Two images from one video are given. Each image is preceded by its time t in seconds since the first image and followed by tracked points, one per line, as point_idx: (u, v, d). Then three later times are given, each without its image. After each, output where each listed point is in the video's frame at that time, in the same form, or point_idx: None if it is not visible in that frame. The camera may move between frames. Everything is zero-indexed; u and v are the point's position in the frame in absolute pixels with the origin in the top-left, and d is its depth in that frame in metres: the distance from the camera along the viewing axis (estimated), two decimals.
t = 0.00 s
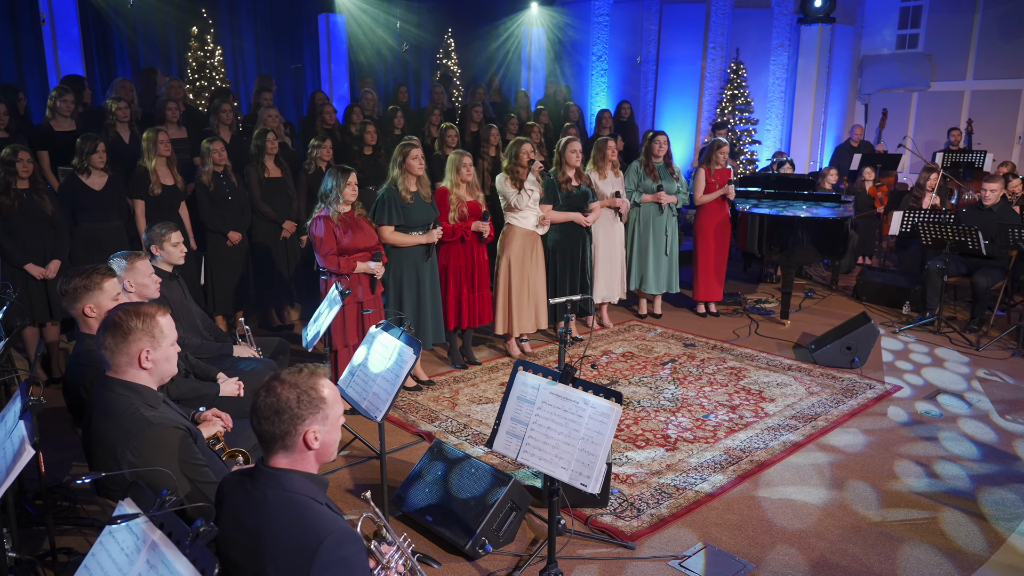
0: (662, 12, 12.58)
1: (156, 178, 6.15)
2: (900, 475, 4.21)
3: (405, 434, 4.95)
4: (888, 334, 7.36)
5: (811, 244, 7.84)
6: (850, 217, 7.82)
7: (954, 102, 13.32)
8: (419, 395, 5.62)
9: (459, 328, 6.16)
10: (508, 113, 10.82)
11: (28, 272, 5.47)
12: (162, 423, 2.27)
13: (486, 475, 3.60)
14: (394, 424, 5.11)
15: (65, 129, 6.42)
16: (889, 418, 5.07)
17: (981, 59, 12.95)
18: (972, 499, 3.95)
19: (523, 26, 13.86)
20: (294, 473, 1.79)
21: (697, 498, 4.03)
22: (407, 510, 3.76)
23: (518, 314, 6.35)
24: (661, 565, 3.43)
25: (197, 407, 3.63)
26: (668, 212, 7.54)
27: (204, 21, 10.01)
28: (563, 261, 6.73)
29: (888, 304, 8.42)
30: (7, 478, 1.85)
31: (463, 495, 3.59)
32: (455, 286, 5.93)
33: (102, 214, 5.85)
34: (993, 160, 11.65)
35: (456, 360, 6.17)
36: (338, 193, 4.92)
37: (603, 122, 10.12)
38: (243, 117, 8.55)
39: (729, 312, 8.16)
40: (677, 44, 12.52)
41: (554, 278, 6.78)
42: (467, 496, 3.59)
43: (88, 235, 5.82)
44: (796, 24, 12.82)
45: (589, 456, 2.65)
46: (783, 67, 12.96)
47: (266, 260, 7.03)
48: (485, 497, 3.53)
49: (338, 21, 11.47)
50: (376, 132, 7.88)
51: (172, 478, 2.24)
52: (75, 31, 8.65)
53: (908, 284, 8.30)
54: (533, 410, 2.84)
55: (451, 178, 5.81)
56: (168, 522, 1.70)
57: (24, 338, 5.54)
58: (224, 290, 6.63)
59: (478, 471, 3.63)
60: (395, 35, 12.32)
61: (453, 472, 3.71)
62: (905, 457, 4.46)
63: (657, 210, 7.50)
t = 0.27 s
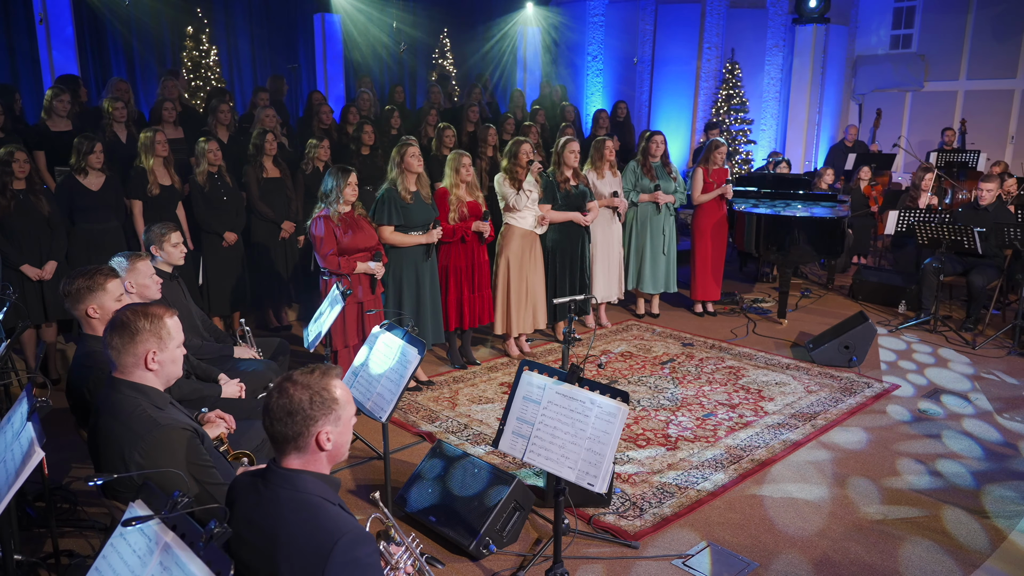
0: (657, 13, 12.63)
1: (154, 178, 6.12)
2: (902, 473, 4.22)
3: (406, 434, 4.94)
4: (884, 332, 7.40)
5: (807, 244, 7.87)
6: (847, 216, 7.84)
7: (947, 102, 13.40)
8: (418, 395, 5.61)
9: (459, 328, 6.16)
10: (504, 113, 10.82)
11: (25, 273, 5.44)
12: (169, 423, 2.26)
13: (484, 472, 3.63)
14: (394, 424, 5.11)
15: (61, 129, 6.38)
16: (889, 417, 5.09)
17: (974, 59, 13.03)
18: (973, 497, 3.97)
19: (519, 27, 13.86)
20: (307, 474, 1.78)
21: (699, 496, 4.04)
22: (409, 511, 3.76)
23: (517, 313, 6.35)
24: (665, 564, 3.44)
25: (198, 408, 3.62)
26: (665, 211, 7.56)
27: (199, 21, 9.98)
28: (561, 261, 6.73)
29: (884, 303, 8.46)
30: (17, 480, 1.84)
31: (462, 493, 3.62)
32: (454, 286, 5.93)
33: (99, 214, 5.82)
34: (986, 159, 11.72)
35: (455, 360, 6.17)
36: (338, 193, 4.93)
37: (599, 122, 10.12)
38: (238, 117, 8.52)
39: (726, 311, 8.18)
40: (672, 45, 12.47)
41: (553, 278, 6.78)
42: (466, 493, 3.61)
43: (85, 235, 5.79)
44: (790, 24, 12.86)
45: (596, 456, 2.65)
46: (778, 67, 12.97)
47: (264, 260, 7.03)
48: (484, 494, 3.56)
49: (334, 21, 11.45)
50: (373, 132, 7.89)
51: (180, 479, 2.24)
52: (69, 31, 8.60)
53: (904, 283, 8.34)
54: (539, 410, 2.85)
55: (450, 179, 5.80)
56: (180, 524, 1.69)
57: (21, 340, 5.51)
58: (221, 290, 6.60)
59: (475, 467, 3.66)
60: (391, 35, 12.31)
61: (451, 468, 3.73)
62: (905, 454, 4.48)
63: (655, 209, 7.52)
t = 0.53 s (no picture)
0: (652, 12, 12.63)
1: (150, 178, 6.09)
2: (902, 471, 4.24)
3: (406, 435, 4.94)
4: (880, 331, 7.44)
5: (804, 243, 7.90)
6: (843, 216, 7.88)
7: (940, 102, 13.49)
8: (418, 395, 5.61)
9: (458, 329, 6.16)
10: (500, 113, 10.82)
11: (21, 274, 5.40)
12: (178, 424, 2.25)
13: (480, 468, 3.64)
14: (394, 424, 5.10)
15: (57, 129, 6.35)
16: (887, 416, 5.11)
17: (966, 60, 13.12)
18: (972, 494, 3.99)
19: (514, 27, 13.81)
20: (320, 475, 1.78)
21: (701, 495, 4.05)
22: (412, 512, 3.76)
23: (516, 313, 6.35)
24: (668, 563, 3.45)
25: (200, 409, 3.60)
26: (663, 211, 7.58)
27: (194, 21, 9.95)
28: (560, 260, 6.73)
29: (879, 302, 8.50)
30: (27, 481, 1.83)
31: (459, 490, 3.63)
32: (453, 286, 5.92)
33: (96, 214, 5.79)
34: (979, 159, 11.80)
35: (454, 360, 6.16)
36: (339, 193, 4.93)
37: (595, 122, 10.13)
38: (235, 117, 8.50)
39: (723, 311, 8.20)
40: (667, 45, 12.60)
41: (551, 277, 6.79)
42: (463, 491, 3.63)
43: (82, 235, 5.76)
44: (785, 24, 12.90)
45: (602, 455, 2.65)
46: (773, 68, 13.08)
47: (263, 260, 7.02)
48: (481, 491, 3.58)
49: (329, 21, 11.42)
50: (371, 132, 7.91)
51: (189, 480, 2.23)
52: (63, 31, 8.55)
53: (899, 282, 8.38)
54: (545, 410, 2.85)
55: (449, 179, 5.81)
56: (193, 526, 1.69)
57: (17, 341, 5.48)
58: (218, 291, 6.57)
59: (472, 465, 3.66)
60: (386, 34, 12.29)
61: (448, 466, 3.73)
62: (904, 452, 4.50)
63: (652, 209, 7.54)
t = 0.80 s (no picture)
0: (648, 12, 12.63)
1: (147, 179, 6.06)
2: (903, 469, 4.26)
3: (407, 435, 4.94)
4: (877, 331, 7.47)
5: (801, 243, 7.92)
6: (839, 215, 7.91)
7: (934, 102, 13.55)
8: (418, 396, 5.61)
9: (457, 329, 6.16)
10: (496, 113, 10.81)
11: (18, 275, 5.37)
12: (186, 425, 2.24)
13: (478, 466, 3.67)
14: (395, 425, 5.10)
15: (53, 129, 6.31)
16: (886, 414, 5.13)
17: (960, 60, 13.18)
18: (972, 492, 4.02)
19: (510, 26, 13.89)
20: (334, 476, 1.78)
21: (703, 494, 4.05)
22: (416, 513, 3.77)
23: (515, 313, 6.36)
24: (672, 561, 3.46)
25: (202, 410, 3.59)
26: (661, 211, 7.60)
27: (189, 21, 9.91)
28: (559, 260, 6.73)
29: (876, 301, 8.54)
30: (38, 483, 1.82)
31: (458, 488, 3.65)
32: (452, 286, 5.92)
33: (93, 215, 5.77)
34: (972, 159, 11.86)
35: (453, 360, 6.16)
36: (339, 193, 4.93)
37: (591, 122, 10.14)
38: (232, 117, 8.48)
39: (721, 310, 8.22)
40: (663, 44, 12.59)
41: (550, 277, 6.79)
42: (460, 487, 3.66)
43: (79, 236, 5.74)
44: (780, 24, 12.94)
45: (609, 454, 2.66)
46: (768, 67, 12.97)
47: (261, 260, 7.01)
48: (478, 488, 3.61)
49: (325, 20, 11.39)
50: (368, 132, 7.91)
51: (197, 481, 2.22)
52: (58, 30, 8.51)
53: (895, 281, 8.42)
54: (551, 409, 2.85)
55: (449, 179, 5.81)
56: (208, 527, 1.68)
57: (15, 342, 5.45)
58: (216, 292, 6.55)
59: (469, 462, 3.69)
60: (383, 34, 12.27)
61: (446, 464, 3.76)
62: (904, 450, 4.52)
63: (650, 209, 7.56)
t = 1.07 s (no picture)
0: (643, 13, 12.68)
1: (144, 179, 6.03)
2: (905, 467, 4.28)
3: (409, 435, 4.93)
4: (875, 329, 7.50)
5: (798, 242, 7.96)
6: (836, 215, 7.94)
7: (928, 102, 13.62)
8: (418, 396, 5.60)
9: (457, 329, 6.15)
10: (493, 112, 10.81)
11: (16, 275, 5.34)
12: (195, 425, 2.24)
13: (475, 462, 3.66)
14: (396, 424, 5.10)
15: (50, 129, 6.28)
16: (886, 412, 5.15)
17: (954, 60, 13.25)
18: (973, 489, 4.04)
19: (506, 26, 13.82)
20: (347, 475, 1.78)
21: (706, 492, 4.06)
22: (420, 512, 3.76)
23: (514, 313, 6.36)
24: (676, 559, 3.47)
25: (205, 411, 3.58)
26: (660, 211, 7.62)
27: (185, 20, 9.87)
28: (558, 260, 6.74)
29: (872, 300, 8.58)
30: (50, 484, 1.82)
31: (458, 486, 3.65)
32: (451, 286, 5.92)
33: (90, 215, 5.74)
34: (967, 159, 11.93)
35: (453, 360, 6.16)
36: (340, 193, 4.92)
37: (588, 122, 10.15)
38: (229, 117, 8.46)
39: (718, 310, 8.24)
40: (659, 44, 12.57)
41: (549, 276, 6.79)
42: (457, 484, 3.67)
43: (77, 236, 5.70)
44: (775, 24, 12.97)
45: (617, 453, 2.67)
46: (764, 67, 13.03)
47: (259, 260, 6.99)
48: (475, 485, 3.61)
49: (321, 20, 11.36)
50: (366, 132, 7.91)
51: (207, 481, 2.21)
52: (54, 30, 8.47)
53: (891, 281, 8.46)
54: (558, 408, 2.85)
55: (448, 178, 5.81)
56: (222, 527, 1.68)
57: (13, 343, 5.42)
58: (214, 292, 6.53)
59: (466, 459, 3.68)
60: (379, 33, 12.25)
61: (443, 460, 3.75)
62: (905, 448, 4.54)
63: (649, 208, 7.58)
